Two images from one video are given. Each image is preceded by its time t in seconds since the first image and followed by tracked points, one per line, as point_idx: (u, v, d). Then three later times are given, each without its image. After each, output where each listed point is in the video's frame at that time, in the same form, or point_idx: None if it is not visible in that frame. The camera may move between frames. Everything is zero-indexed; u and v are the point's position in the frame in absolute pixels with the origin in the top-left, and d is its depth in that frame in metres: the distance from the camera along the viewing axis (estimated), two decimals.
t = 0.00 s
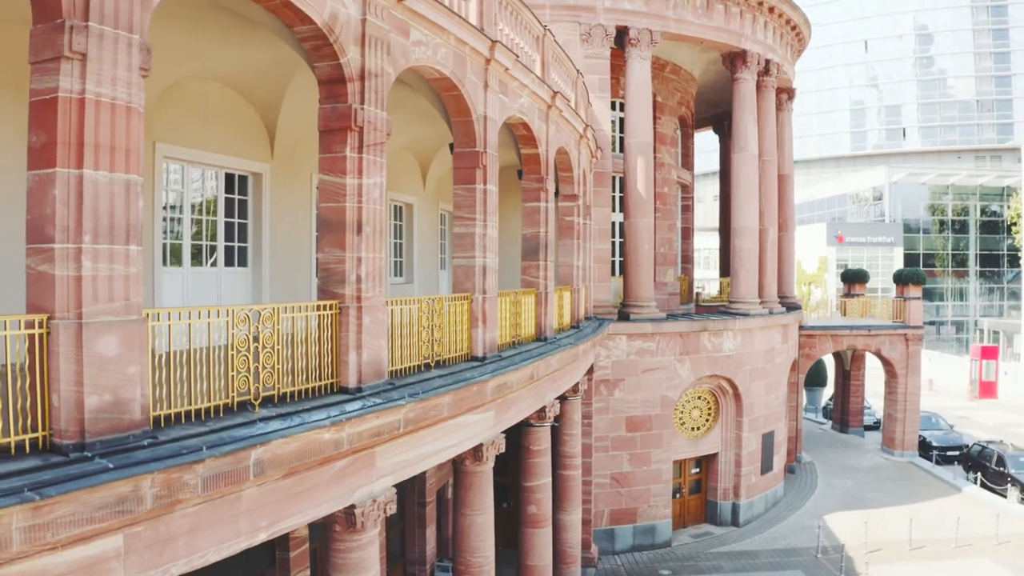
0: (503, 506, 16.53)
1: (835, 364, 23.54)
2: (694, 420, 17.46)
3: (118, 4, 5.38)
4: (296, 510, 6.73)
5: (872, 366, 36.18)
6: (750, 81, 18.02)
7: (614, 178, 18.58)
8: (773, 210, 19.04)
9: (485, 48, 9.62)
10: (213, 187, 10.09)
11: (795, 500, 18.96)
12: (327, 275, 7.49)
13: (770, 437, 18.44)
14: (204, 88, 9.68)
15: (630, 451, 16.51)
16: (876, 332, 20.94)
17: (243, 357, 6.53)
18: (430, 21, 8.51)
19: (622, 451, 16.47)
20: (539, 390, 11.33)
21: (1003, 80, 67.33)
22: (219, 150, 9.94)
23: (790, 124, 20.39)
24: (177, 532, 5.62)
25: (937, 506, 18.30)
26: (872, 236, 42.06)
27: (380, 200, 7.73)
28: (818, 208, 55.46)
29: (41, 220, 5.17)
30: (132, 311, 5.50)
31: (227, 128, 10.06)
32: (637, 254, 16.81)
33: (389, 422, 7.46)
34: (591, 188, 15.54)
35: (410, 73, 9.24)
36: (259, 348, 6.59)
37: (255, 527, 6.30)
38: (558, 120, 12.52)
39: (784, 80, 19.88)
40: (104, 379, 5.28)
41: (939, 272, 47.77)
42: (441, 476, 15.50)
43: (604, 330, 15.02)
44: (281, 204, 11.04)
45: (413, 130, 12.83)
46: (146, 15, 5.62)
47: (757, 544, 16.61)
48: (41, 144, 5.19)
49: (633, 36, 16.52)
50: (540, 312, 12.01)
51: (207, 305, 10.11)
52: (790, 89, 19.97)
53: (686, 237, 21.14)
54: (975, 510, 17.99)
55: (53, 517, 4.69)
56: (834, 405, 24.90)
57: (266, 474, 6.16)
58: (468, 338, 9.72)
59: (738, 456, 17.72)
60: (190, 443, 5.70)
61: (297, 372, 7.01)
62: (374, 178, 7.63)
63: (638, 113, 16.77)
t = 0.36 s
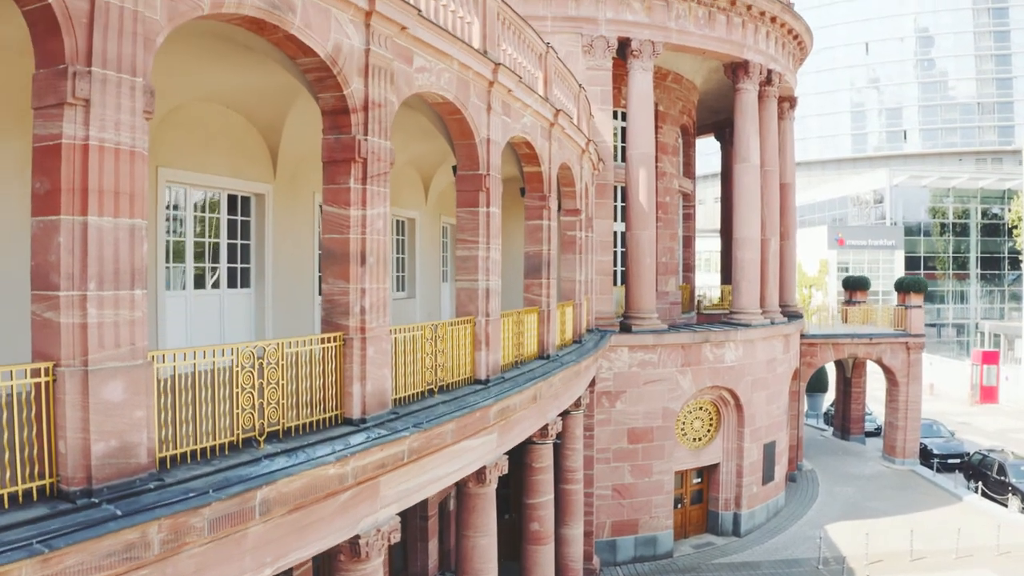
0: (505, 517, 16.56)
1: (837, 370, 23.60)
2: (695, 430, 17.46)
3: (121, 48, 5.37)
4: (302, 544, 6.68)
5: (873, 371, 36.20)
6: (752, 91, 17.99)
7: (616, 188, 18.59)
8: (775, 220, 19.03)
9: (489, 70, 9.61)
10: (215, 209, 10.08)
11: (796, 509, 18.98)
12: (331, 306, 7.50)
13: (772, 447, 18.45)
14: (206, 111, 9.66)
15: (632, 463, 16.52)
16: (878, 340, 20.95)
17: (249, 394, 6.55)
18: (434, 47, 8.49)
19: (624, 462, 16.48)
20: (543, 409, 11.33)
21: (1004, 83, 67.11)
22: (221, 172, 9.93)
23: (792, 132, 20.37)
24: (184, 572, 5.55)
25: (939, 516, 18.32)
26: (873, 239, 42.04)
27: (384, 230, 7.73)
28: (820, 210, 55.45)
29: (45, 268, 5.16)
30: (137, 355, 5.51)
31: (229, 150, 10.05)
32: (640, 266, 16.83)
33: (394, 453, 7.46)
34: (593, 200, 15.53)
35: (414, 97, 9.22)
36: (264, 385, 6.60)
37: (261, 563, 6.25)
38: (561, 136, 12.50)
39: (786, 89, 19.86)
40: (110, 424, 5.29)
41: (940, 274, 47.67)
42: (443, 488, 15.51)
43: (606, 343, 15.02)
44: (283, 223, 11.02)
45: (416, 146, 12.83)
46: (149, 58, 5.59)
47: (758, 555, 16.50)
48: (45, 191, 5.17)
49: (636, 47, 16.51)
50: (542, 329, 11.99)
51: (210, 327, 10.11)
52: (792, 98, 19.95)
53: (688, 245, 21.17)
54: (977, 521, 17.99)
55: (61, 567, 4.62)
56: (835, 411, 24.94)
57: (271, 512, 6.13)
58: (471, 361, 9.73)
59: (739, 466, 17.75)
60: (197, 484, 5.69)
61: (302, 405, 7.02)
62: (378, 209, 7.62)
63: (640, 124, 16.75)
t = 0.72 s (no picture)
0: (506, 527, 16.56)
1: (838, 376, 23.65)
2: (697, 439, 17.46)
3: (123, 85, 5.34)
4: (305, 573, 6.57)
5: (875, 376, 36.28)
6: (754, 99, 17.98)
7: (617, 196, 18.58)
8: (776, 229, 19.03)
9: (491, 90, 9.60)
10: (216, 228, 10.06)
11: (797, 517, 18.98)
12: (334, 333, 7.50)
13: (773, 456, 18.46)
14: (208, 131, 9.65)
15: (633, 473, 16.52)
16: (879, 347, 20.96)
17: (252, 426, 6.55)
18: (436, 70, 8.48)
19: (625, 472, 16.49)
20: (545, 426, 11.31)
21: (1005, 85, 67.00)
22: (222, 192, 9.91)
23: (793, 140, 20.36)
24: None
25: (940, 524, 18.31)
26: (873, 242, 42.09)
27: (386, 255, 7.72)
28: (820, 213, 55.41)
29: (49, 308, 5.16)
30: (141, 394, 5.51)
31: (231, 169, 10.03)
32: (642, 275, 16.82)
33: (396, 480, 7.42)
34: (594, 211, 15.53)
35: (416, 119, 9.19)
36: (267, 416, 6.61)
37: None
38: (563, 151, 12.49)
39: (787, 96, 19.85)
40: (114, 464, 5.28)
41: (940, 276, 47.53)
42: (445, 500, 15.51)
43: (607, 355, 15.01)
44: (285, 241, 11.00)
45: (418, 159, 12.81)
46: (151, 93, 5.56)
47: (758, 564, 16.43)
48: (48, 232, 5.16)
49: (637, 57, 16.52)
50: (544, 345, 11.98)
51: (212, 346, 10.11)
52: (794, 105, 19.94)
53: (689, 252, 21.19)
54: (979, 529, 17.97)
55: None
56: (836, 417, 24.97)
57: (275, 545, 6.05)
58: (473, 381, 9.73)
59: (740, 475, 17.76)
60: (201, 520, 5.65)
61: (305, 434, 7.03)
62: (380, 235, 7.62)
63: (641, 134, 16.75)
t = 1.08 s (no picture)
0: (506, 538, 16.57)
1: (839, 383, 23.68)
2: (697, 450, 17.46)
3: (120, 128, 5.31)
4: None
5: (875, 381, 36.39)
6: (754, 109, 17.96)
7: (617, 205, 18.56)
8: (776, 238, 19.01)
9: (490, 112, 9.57)
10: (216, 249, 10.04)
11: (797, 526, 18.97)
12: (333, 363, 7.49)
13: (773, 465, 18.46)
14: (207, 153, 9.64)
15: (633, 484, 16.51)
16: (879, 355, 20.98)
17: (251, 460, 6.54)
18: (436, 95, 8.46)
19: (625, 484, 16.48)
20: (545, 444, 11.28)
21: (1006, 87, 66.86)
22: (221, 214, 9.91)
23: (794, 148, 20.33)
24: None
25: (940, 533, 18.30)
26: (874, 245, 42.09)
27: (385, 284, 7.72)
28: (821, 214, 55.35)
29: (47, 352, 5.16)
30: (140, 436, 5.51)
31: (230, 190, 10.02)
32: (641, 287, 16.80)
33: (396, 510, 7.37)
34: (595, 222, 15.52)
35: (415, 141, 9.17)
36: (267, 450, 6.59)
37: None
38: (563, 167, 12.48)
39: (788, 105, 19.82)
40: (113, 507, 5.27)
41: (941, 279, 47.60)
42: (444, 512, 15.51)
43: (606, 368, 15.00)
44: (285, 259, 10.99)
45: (419, 175, 12.80)
46: (148, 134, 5.53)
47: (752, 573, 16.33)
48: (45, 277, 5.15)
49: (637, 68, 16.51)
50: (544, 362, 11.97)
51: (212, 367, 10.10)
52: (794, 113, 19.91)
53: (689, 260, 21.16)
54: (979, 539, 17.95)
55: None
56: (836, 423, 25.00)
57: None
58: (473, 403, 9.73)
59: (740, 485, 17.76)
60: (200, 559, 5.59)
61: (304, 467, 7.01)
62: (379, 264, 7.62)
63: (641, 145, 16.73)
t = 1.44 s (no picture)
0: (506, 550, 16.57)
1: (839, 391, 23.73)
2: (698, 461, 17.45)
3: (118, 174, 5.28)
4: None
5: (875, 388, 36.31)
6: (754, 119, 17.97)
7: (618, 215, 18.54)
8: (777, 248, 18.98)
9: (491, 136, 9.54)
10: (216, 272, 10.02)
11: (797, 536, 18.97)
12: (333, 395, 7.48)
13: (774, 476, 18.47)
14: (207, 177, 9.61)
15: (634, 496, 16.51)
16: (879, 364, 21.00)
17: (252, 498, 6.50)
18: (436, 122, 8.43)
19: (625, 496, 16.47)
20: (546, 464, 11.24)
21: (1007, 89, 66.70)
22: (221, 237, 9.88)
23: (794, 157, 20.31)
24: None
25: (940, 543, 18.30)
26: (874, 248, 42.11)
27: (386, 316, 7.71)
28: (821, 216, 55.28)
29: (47, 402, 5.13)
30: (141, 482, 5.49)
31: (229, 213, 9.99)
32: (642, 298, 16.78)
33: (397, 542, 7.31)
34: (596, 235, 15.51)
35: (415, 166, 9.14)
36: (267, 487, 6.55)
37: None
38: (564, 184, 12.47)
39: (789, 114, 19.79)
40: (115, 554, 5.24)
41: (942, 282, 47.24)
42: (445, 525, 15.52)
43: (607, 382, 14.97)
44: (286, 280, 10.98)
45: (420, 192, 12.80)
46: (147, 179, 5.50)
47: None
48: (45, 325, 5.13)
49: (638, 79, 16.52)
50: (545, 380, 11.95)
51: (213, 391, 10.09)
52: (795, 122, 19.89)
53: (690, 269, 21.10)
54: (980, 549, 17.94)
55: None
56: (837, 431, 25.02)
57: None
58: (473, 427, 9.72)
59: (740, 496, 17.76)
60: None
61: (305, 501, 6.97)
62: (380, 296, 7.60)
63: (642, 157, 16.72)
